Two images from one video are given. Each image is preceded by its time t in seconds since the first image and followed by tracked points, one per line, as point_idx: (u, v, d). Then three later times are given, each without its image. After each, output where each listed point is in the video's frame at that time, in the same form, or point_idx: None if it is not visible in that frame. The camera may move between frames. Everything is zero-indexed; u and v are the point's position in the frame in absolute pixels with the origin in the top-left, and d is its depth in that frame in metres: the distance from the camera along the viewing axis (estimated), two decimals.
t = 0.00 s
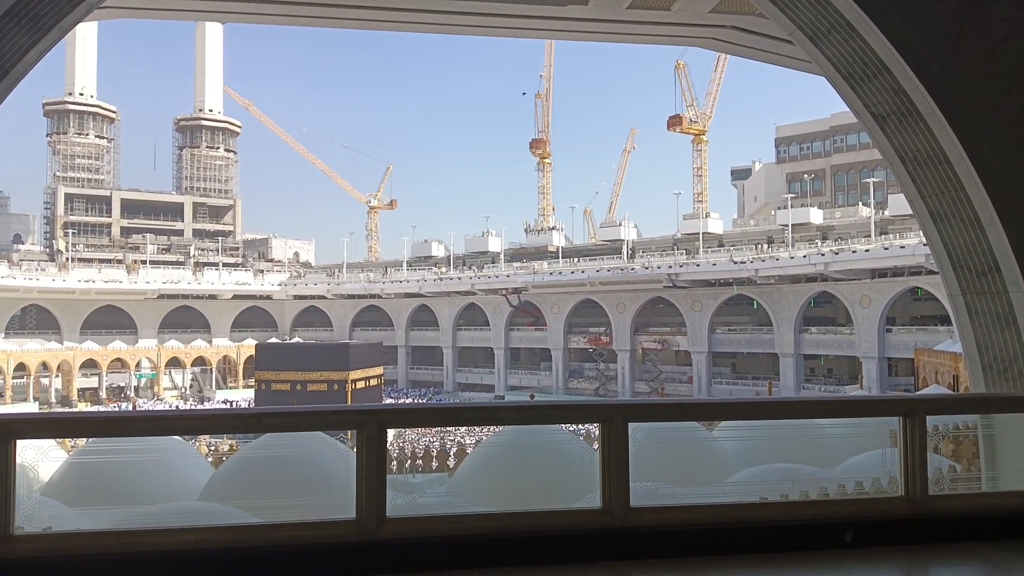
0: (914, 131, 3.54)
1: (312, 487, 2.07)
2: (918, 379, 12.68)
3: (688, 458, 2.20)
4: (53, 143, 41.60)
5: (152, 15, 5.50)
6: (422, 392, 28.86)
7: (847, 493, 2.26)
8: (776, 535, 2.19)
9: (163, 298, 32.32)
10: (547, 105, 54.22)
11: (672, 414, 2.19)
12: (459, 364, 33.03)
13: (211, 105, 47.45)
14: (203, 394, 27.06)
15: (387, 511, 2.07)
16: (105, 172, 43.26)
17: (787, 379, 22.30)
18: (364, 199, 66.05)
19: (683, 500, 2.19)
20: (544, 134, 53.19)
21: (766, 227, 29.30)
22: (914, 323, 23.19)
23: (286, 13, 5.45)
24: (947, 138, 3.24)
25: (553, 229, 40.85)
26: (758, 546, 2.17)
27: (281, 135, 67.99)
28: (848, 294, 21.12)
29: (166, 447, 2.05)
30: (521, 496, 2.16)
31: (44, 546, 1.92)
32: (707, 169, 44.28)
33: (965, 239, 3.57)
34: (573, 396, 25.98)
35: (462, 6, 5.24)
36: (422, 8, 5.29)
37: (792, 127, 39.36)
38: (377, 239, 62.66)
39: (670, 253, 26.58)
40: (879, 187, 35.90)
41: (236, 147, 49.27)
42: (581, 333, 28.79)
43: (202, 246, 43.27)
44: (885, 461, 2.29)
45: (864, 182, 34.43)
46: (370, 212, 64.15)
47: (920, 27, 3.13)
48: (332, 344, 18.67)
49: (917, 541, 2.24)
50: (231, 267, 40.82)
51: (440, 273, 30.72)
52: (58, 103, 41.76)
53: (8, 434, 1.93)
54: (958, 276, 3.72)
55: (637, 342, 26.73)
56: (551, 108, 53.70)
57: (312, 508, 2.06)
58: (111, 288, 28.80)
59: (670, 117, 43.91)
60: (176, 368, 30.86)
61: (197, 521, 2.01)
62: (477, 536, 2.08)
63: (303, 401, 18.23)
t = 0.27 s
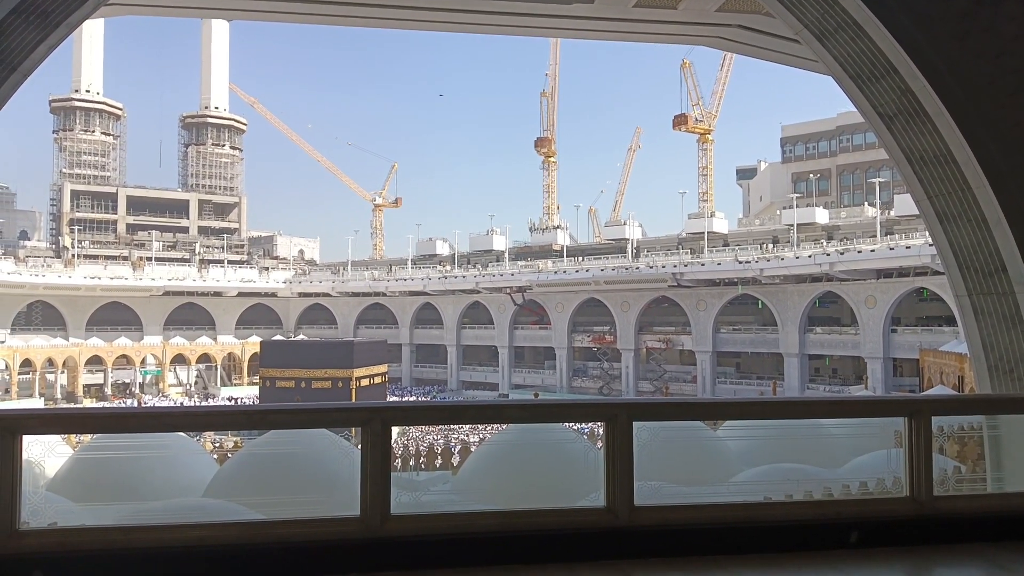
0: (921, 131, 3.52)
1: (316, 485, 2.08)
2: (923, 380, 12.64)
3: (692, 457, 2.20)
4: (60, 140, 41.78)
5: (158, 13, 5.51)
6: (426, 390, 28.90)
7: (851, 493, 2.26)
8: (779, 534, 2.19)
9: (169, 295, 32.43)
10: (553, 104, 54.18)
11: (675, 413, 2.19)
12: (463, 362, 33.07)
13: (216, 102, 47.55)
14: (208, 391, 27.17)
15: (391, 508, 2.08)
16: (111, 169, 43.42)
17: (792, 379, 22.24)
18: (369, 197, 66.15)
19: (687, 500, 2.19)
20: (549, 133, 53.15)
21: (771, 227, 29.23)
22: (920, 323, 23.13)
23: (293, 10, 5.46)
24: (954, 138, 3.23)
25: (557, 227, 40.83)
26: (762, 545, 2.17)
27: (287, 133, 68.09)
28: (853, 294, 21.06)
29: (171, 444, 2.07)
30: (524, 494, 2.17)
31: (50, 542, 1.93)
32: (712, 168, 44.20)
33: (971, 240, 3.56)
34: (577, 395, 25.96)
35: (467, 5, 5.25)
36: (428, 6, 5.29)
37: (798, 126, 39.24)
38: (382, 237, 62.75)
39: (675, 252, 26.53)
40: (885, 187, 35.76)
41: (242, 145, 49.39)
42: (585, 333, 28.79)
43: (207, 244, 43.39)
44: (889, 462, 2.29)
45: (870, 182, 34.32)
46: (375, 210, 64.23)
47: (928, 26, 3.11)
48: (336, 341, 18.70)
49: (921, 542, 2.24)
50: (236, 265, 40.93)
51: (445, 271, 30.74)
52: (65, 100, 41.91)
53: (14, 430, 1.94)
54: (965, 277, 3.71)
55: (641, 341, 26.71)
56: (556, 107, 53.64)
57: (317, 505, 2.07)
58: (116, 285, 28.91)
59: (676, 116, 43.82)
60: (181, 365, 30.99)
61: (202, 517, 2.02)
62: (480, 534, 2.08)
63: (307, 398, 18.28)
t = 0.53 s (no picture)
0: (923, 135, 3.52)
1: (314, 485, 2.07)
2: (922, 384, 12.63)
3: (690, 460, 2.20)
4: (61, 137, 41.79)
5: (162, 10, 5.52)
6: (425, 390, 28.91)
7: (850, 497, 2.25)
8: (778, 538, 2.18)
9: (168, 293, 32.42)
10: (554, 105, 54.19)
11: (675, 415, 2.19)
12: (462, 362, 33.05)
13: (218, 101, 47.55)
14: (207, 390, 27.16)
15: (390, 509, 2.08)
16: (112, 167, 43.42)
17: (791, 382, 22.24)
18: (370, 197, 66.15)
19: (686, 502, 2.19)
20: (550, 134, 53.15)
21: (771, 230, 29.22)
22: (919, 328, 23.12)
23: (294, 9, 5.46)
24: (955, 141, 3.22)
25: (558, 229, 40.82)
26: (760, 548, 2.17)
27: (288, 132, 68.19)
28: (853, 298, 21.05)
29: (169, 441, 2.06)
30: (524, 496, 2.17)
31: (48, 540, 1.92)
32: (713, 170, 44.20)
33: (973, 245, 3.55)
34: (576, 396, 25.95)
35: (470, 4, 5.25)
36: (430, 6, 5.29)
37: (799, 129, 39.24)
38: (382, 237, 62.75)
39: (675, 255, 26.53)
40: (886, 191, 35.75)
41: (243, 143, 49.37)
42: (585, 334, 28.77)
43: (207, 242, 43.39)
44: (888, 465, 2.28)
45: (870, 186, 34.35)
46: (375, 209, 64.24)
47: (932, 30, 3.11)
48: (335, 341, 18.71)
49: (919, 547, 2.24)
50: (236, 263, 40.93)
51: (445, 272, 30.72)
52: (66, 97, 41.91)
53: (12, 428, 1.94)
54: (965, 281, 3.70)
55: (640, 343, 26.72)
56: (557, 108, 53.64)
57: (315, 505, 2.07)
58: (116, 282, 28.90)
59: (677, 118, 43.82)
60: (179, 363, 30.99)
61: (200, 517, 2.02)
62: (479, 536, 2.08)
63: (306, 398, 18.28)
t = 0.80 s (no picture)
0: (926, 137, 3.52)
1: (314, 483, 2.08)
2: (924, 386, 12.61)
3: (691, 461, 2.20)
4: (64, 135, 41.90)
5: (166, 10, 5.53)
6: (427, 390, 28.93)
7: (850, 498, 2.25)
8: (778, 539, 2.18)
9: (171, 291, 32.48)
10: (557, 105, 54.21)
11: (676, 416, 2.19)
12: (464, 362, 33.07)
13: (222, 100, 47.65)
14: (208, 388, 27.20)
15: (391, 507, 2.08)
16: (115, 165, 43.53)
17: (792, 383, 22.22)
18: (372, 196, 66.22)
19: (686, 503, 2.19)
20: (553, 134, 53.15)
21: (773, 231, 29.18)
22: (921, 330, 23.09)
23: (298, 9, 5.48)
24: (959, 143, 3.22)
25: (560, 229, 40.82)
26: (760, 548, 2.17)
27: (292, 132, 68.35)
28: (855, 299, 21.03)
29: (170, 439, 2.07)
30: (523, 496, 2.17)
31: (48, 538, 1.93)
32: (716, 171, 44.18)
33: (976, 247, 3.55)
34: (577, 397, 25.95)
35: (475, 4, 5.25)
36: (434, 6, 5.30)
37: (802, 131, 39.21)
38: (385, 236, 62.82)
39: (677, 256, 26.52)
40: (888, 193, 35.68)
41: (246, 142, 49.44)
42: (586, 334, 28.76)
43: (210, 241, 43.46)
44: (889, 468, 2.28)
45: (873, 188, 34.32)
46: (378, 209, 64.31)
47: (935, 32, 3.11)
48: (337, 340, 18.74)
49: (920, 549, 2.23)
50: (239, 262, 41.01)
51: (447, 271, 30.74)
52: (70, 96, 42.01)
53: (13, 425, 1.95)
54: (968, 283, 3.70)
55: (642, 343, 26.71)
56: (560, 109, 53.65)
57: (316, 504, 2.07)
58: (118, 280, 28.96)
59: (680, 119, 43.81)
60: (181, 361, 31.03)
61: (200, 515, 2.02)
62: (479, 535, 2.08)
63: (308, 397, 18.30)
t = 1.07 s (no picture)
0: (930, 139, 3.51)
1: (317, 484, 2.08)
2: (926, 389, 12.58)
3: (693, 462, 2.20)
4: (68, 135, 42.01)
5: (170, 10, 5.54)
6: (429, 391, 28.94)
7: (853, 501, 2.25)
8: (780, 542, 2.18)
9: (173, 292, 32.53)
10: (560, 107, 54.23)
11: (679, 418, 2.19)
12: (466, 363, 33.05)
13: (225, 100, 47.74)
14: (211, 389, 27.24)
15: (393, 508, 2.08)
16: (118, 166, 43.61)
17: (795, 385, 22.18)
18: (375, 197, 66.31)
19: (688, 505, 2.19)
20: (555, 136, 53.16)
21: (776, 233, 29.14)
22: (924, 332, 23.04)
23: (300, 10, 5.48)
24: (962, 145, 3.22)
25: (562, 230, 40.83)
26: (764, 550, 2.17)
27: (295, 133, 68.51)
28: (858, 302, 20.99)
29: (172, 439, 2.07)
30: (526, 497, 2.16)
31: (51, 537, 1.93)
32: (719, 173, 44.16)
33: (979, 249, 3.54)
34: (579, 398, 25.92)
35: (476, 6, 5.25)
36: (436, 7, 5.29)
37: (804, 132, 39.17)
38: (387, 237, 62.88)
39: (680, 257, 26.50)
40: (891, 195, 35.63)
41: (249, 143, 49.52)
42: (588, 335, 28.73)
43: (213, 241, 43.53)
44: (892, 470, 2.28)
45: (876, 190, 34.28)
46: (380, 210, 64.39)
47: (939, 34, 3.10)
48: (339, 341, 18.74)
49: (923, 551, 2.23)
50: (242, 262, 41.08)
51: (449, 272, 30.74)
52: (73, 96, 42.11)
53: (16, 424, 1.95)
54: (971, 285, 3.69)
55: (644, 345, 26.68)
56: (563, 110, 53.67)
57: (317, 504, 2.07)
58: (121, 281, 29.01)
59: (682, 120, 43.80)
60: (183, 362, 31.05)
61: (203, 515, 2.02)
62: (481, 537, 2.08)
63: (310, 397, 18.30)
